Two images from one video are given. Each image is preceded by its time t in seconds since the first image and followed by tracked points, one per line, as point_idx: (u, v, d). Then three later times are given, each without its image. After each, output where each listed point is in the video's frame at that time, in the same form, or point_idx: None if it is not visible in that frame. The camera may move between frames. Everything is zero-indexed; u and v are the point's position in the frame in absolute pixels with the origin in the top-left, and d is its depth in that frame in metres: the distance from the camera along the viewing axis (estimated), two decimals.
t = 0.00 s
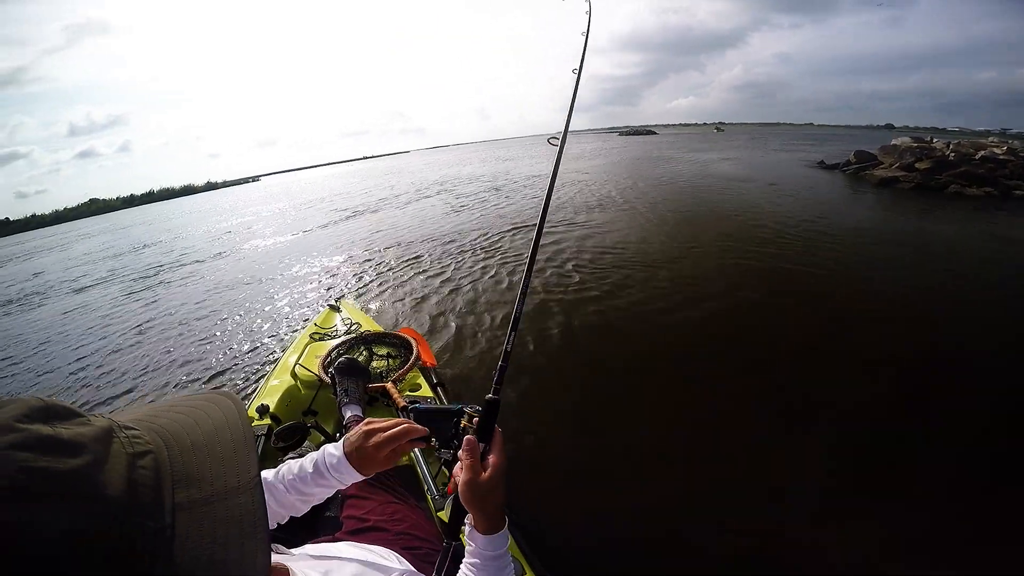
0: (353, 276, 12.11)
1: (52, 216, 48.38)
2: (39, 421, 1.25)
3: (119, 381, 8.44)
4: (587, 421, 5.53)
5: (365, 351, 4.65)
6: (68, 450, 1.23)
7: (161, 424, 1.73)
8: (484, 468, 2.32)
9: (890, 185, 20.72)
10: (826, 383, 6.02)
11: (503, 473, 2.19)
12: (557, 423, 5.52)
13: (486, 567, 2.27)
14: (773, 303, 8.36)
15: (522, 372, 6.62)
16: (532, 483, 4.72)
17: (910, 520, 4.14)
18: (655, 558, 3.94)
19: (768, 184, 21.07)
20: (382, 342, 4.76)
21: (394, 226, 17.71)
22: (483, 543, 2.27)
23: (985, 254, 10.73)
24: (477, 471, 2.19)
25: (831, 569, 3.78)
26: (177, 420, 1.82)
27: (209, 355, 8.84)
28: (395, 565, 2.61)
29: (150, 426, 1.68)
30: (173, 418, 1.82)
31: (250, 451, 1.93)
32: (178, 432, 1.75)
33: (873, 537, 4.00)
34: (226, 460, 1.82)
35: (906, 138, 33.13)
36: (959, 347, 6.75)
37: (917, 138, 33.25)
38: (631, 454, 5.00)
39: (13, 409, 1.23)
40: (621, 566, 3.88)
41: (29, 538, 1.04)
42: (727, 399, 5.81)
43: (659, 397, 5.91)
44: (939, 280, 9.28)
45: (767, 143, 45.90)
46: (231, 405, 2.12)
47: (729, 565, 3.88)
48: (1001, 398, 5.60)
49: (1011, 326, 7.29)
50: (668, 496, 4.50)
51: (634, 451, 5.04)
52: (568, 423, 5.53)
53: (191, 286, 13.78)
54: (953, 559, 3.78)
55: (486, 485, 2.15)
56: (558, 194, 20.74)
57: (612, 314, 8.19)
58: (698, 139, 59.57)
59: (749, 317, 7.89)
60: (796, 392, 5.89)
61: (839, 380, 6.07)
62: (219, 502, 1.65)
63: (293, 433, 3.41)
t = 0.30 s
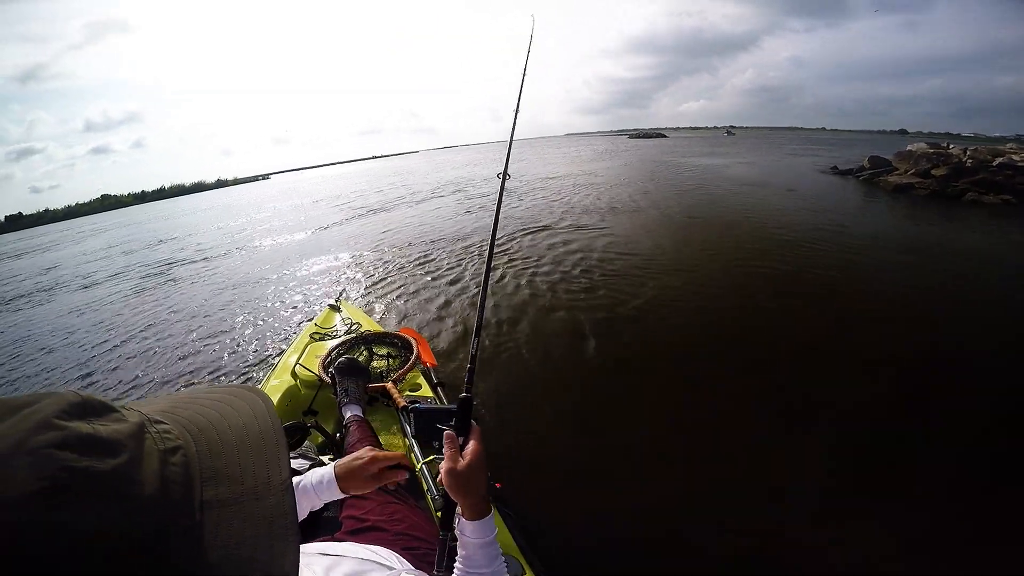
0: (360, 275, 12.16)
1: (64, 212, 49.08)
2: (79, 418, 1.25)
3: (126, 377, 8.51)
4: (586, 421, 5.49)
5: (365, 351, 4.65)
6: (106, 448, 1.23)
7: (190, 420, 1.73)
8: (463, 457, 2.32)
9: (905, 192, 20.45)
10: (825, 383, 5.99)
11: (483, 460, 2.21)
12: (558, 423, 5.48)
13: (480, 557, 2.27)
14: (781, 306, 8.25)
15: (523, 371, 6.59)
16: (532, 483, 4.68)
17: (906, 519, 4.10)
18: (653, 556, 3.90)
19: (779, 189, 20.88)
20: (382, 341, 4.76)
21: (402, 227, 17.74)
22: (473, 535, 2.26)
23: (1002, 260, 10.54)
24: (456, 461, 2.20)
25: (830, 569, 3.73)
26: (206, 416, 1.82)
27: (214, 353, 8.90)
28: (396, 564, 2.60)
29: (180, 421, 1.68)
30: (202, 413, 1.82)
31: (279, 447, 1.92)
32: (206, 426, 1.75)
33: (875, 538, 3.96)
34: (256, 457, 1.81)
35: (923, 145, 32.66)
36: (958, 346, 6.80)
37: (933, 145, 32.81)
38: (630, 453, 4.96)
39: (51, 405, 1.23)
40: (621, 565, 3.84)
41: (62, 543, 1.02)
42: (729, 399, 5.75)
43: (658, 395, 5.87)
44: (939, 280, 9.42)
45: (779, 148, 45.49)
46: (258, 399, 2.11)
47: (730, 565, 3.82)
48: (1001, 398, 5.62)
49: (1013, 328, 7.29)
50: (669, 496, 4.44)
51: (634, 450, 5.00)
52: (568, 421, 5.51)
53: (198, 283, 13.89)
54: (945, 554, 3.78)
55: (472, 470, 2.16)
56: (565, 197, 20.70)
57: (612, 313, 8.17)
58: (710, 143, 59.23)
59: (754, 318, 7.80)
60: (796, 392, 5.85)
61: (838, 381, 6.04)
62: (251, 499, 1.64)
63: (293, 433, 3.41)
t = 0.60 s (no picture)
0: (364, 275, 12.19)
1: (73, 209, 49.40)
2: (86, 413, 1.24)
3: (132, 374, 8.56)
4: (587, 421, 5.47)
5: (365, 350, 4.66)
6: (112, 444, 1.23)
7: (192, 417, 1.74)
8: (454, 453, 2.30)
9: (919, 196, 20.18)
10: (822, 382, 5.95)
11: (477, 456, 2.21)
12: (559, 423, 5.46)
13: (475, 554, 2.27)
14: (788, 307, 8.15)
15: (524, 371, 6.58)
16: (532, 483, 4.67)
17: (904, 518, 4.07)
18: (652, 555, 3.88)
19: (789, 191, 20.68)
20: (382, 341, 4.77)
21: (407, 227, 17.77)
22: (467, 531, 2.26)
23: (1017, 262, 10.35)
24: (449, 457, 2.21)
25: (830, 569, 3.69)
26: (207, 412, 1.82)
27: (219, 350, 8.94)
28: (395, 563, 2.59)
29: (182, 418, 1.69)
30: (203, 410, 1.82)
31: (279, 444, 1.92)
32: (208, 423, 1.76)
33: (876, 538, 3.91)
34: (256, 453, 1.82)
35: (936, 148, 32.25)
36: (957, 346, 6.72)
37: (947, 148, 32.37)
38: (631, 454, 4.93)
39: (60, 400, 1.22)
40: (620, 564, 3.82)
41: (61, 542, 1.02)
42: (732, 401, 5.70)
43: (659, 396, 5.84)
44: (934, 279, 9.37)
45: (789, 151, 45.06)
46: (259, 397, 2.11)
47: (728, 564, 3.80)
48: (1002, 398, 5.57)
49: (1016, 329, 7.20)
50: (669, 496, 4.42)
51: (633, 449, 4.99)
52: (568, 421, 5.49)
53: (204, 280, 13.96)
54: (945, 546, 3.78)
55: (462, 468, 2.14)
56: (571, 198, 20.65)
57: (617, 314, 8.11)
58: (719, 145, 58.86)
59: (759, 319, 7.72)
60: (795, 392, 5.80)
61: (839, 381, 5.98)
62: (250, 494, 1.64)
63: (293, 433, 3.42)
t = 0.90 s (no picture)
0: (369, 275, 12.23)
1: (81, 208, 49.87)
2: (74, 414, 1.25)
3: (137, 374, 8.61)
4: (586, 420, 5.46)
5: (365, 351, 4.68)
6: (102, 445, 1.23)
7: (185, 417, 1.74)
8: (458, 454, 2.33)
9: (931, 198, 19.95)
10: (822, 382, 5.91)
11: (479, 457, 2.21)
12: (559, 423, 5.45)
13: (477, 554, 2.26)
14: (794, 308, 8.08)
15: (525, 371, 6.57)
16: (532, 483, 4.66)
17: (904, 518, 4.04)
18: (651, 555, 3.86)
19: (798, 193, 20.51)
20: (382, 341, 4.78)
21: (411, 227, 17.82)
22: (469, 531, 2.25)
23: None
24: (452, 458, 2.21)
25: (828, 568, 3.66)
26: (200, 412, 1.83)
27: (223, 351, 8.97)
28: (395, 561, 2.60)
29: (174, 418, 1.69)
30: (196, 410, 1.83)
31: (271, 445, 1.94)
32: (201, 423, 1.77)
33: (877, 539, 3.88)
34: (248, 454, 1.83)
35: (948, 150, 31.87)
36: (958, 346, 6.64)
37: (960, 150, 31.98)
38: (631, 454, 4.92)
39: (49, 401, 1.23)
40: (619, 564, 3.81)
41: (62, 541, 1.05)
42: (732, 401, 5.67)
43: (659, 396, 5.82)
44: (937, 280, 9.28)
45: (798, 152, 44.68)
46: (252, 396, 2.12)
47: (726, 564, 3.78)
48: (1003, 398, 5.51)
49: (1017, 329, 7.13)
50: (669, 496, 4.41)
51: (633, 449, 4.98)
52: (568, 421, 5.48)
53: (209, 280, 14.04)
54: (944, 545, 3.76)
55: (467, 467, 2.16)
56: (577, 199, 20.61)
57: (620, 314, 8.08)
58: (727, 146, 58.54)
59: (764, 320, 7.66)
60: (795, 391, 5.77)
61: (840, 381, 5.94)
62: (242, 495, 1.66)
63: (293, 433, 3.43)
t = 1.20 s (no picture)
0: (374, 276, 12.28)
1: (92, 208, 50.49)
2: (70, 419, 1.25)
3: (145, 373, 8.69)
4: (587, 421, 5.45)
5: (366, 351, 4.70)
6: (96, 451, 1.24)
7: (187, 422, 1.76)
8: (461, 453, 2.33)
9: (944, 199, 19.66)
10: (826, 383, 5.85)
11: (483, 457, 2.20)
12: (560, 423, 5.45)
13: (479, 554, 2.26)
14: (801, 307, 8.00)
15: (527, 372, 6.55)
16: (534, 484, 4.65)
17: (910, 520, 3.99)
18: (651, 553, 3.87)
19: (809, 193, 20.29)
20: (382, 341, 4.80)
21: (416, 228, 17.84)
22: (472, 529, 2.26)
23: None
24: (455, 457, 2.21)
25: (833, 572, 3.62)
26: (202, 417, 1.84)
27: (229, 351, 9.03)
28: (395, 562, 2.60)
29: (176, 422, 1.71)
30: (198, 415, 1.85)
31: (272, 451, 1.95)
32: (203, 428, 1.78)
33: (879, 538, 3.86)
34: (250, 461, 1.84)
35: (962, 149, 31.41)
36: (958, 346, 6.57)
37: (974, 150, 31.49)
38: (632, 454, 4.90)
39: (45, 406, 1.24)
40: (619, 565, 3.80)
41: (61, 542, 1.06)
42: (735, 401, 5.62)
43: (662, 396, 5.79)
44: (947, 280, 9.16)
45: (809, 151, 44.17)
46: (255, 401, 2.14)
47: (727, 564, 3.76)
48: (1002, 398, 5.44)
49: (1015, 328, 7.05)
50: (670, 496, 4.39)
51: (634, 450, 4.96)
52: (570, 421, 5.47)
53: (216, 280, 14.15)
54: (948, 547, 3.74)
55: (468, 469, 2.14)
56: (583, 199, 20.54)
57: (625, 315, 8.03)
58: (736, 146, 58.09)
59: (772, 320, 7.59)
60: (799, 392, 5.72)
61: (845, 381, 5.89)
62: (240, 502, 1.67)
63: (294, 432, 3.46)
